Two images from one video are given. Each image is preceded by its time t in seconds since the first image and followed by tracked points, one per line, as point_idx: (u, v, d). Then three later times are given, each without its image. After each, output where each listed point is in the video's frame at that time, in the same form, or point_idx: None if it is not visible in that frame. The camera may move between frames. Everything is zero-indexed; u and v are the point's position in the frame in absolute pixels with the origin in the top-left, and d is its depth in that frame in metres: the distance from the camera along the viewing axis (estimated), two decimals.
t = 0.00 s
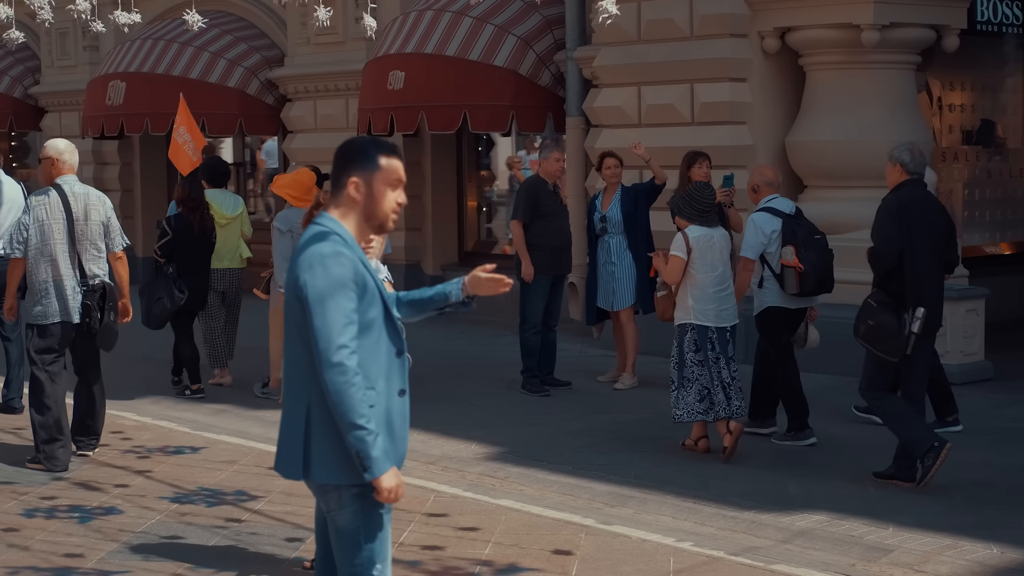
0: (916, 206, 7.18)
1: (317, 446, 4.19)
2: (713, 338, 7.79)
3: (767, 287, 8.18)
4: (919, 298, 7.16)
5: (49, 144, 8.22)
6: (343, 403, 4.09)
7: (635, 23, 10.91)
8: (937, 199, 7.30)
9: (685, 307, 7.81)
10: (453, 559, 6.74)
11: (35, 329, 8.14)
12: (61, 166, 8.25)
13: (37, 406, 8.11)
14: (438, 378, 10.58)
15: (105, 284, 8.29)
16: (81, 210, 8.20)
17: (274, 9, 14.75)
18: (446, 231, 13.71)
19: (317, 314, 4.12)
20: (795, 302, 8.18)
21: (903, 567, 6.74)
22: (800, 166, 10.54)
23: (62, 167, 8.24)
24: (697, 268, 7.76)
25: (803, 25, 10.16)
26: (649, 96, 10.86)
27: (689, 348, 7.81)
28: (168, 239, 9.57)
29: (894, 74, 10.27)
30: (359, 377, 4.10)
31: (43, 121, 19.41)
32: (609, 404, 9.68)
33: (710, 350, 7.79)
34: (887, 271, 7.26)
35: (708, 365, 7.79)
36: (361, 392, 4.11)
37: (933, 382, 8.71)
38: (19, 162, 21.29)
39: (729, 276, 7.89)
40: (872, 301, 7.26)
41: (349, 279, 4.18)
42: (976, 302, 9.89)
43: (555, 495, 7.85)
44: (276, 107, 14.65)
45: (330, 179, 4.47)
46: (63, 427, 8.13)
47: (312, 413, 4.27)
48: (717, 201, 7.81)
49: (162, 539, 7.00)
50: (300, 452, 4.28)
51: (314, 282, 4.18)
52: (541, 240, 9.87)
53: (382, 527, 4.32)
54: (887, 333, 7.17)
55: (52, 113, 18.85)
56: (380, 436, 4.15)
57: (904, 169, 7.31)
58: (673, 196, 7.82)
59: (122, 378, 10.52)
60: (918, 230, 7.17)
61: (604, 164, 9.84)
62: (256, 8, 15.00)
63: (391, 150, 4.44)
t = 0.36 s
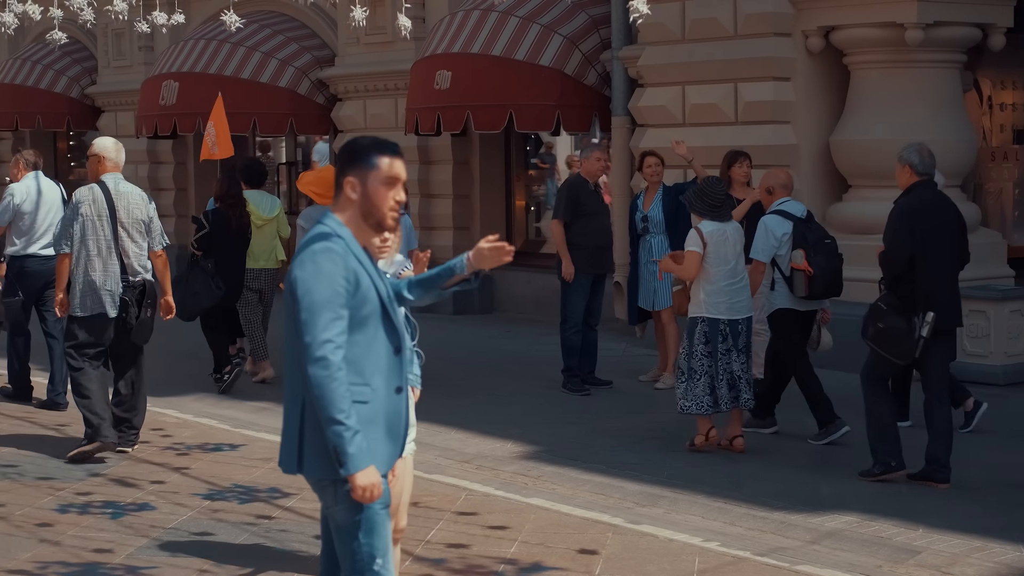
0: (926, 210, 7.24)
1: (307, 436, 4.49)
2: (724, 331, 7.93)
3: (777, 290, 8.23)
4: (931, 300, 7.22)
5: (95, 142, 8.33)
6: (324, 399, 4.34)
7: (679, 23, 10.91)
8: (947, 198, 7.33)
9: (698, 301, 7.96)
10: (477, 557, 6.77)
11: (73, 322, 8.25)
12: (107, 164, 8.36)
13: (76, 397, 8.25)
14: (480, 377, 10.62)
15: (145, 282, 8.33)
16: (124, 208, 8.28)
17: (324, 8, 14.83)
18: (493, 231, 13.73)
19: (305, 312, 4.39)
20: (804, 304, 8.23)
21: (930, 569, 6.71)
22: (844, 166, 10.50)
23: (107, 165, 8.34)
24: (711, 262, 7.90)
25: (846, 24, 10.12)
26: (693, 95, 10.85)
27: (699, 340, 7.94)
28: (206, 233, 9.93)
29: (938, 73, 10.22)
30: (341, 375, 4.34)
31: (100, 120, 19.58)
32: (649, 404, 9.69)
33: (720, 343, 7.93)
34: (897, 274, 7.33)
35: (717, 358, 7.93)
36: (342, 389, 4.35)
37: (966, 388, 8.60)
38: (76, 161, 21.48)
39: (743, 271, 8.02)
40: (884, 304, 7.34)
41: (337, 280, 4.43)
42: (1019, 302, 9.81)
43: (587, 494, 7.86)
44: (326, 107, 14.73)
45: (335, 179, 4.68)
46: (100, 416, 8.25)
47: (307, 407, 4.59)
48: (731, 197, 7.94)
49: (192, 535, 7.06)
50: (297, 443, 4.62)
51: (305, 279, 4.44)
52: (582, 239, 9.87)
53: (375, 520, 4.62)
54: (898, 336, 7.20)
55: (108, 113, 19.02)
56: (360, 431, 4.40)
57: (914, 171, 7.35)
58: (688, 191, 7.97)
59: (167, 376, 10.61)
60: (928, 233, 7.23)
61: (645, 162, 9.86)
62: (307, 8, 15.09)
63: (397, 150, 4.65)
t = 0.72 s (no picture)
0: (935, 212, 7.46)
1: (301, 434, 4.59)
2: (731, 332, 8.08)
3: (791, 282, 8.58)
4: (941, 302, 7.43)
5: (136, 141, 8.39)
6: (315, 396, 4.45)
7: (724, 22, 10.87)
8: (955, 199, 7.57)
9: (708, 302, 8.13)
10: (502, 556, 6.77)
11: (114, 314, 8.33)
12: (148, 161, 8.42)
13: (115, 389, 8.42)
14: (522, 374, 10.62)
15: (185, 275, 8.40)
16: (164, 203, 8.34)
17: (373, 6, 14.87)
18: (542, 230, 13.72)
19: (301, 310, 4.51)
20: (816, 298, 8.60)
21: (957, 571, 6.66)
22: (889, 165, 10.44)
23: (148, 163, 8.41)
24: (721, 265, 8.05)
25: (891, 23, 10.06)
26: (738, 95, 10.82)
27: (705, 341, 8.13)
28: (244, 229, 10.35)
29: (984, 71, 10.14)
30: (332, 372, 4.45)
31: (154, 120, 19.71)
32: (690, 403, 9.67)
33: (726, 344, 8.09)
34: (907, 278, 7.55)
35: (723, 359, 8.08)
36: (332, 387, 4.45)
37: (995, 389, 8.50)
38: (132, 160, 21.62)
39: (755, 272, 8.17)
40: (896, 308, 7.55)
41: (331, 277, 4.53)
42: None
43: (619, 494, 7.85)
44: (377, 106, 14.75)
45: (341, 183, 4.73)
46: (138, 407, 8.42)
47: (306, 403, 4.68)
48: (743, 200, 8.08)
49: (222, 532, 7.09)
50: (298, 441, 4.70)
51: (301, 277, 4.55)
52: (623, 239, 9.86)
53: (374, 517, 4.68)
54: (911, 338, 7.42)
55: (163, 113, 19.14)
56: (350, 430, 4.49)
57: (923, 172, 7.59)
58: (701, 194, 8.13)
59: (211, 374, 10.68)
60: (936, 232, 7.47)
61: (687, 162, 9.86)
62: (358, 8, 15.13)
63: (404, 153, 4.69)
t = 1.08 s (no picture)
0: (946, 206, 7.56)
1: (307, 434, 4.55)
2: (739, 330, 8.30)
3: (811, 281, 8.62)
4: (957, 294, 7.53)
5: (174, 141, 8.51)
6: (320, 395, 4.41)
7: (774, 19, 10.78)
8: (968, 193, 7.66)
9: (717, 301, 8.35)
10: (530, 557, 6.74)
11: (159, 311, 8.49)
12: (184, 161, 8.55)
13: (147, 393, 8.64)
14: (567, 372, 10.59)
15: (224, 271, 8.49)
16: (199, 201, 8.46)
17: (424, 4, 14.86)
18: (593, 228, 13.68)
19: (307, 309, 4.47)
20: (836, 296, 8.60)
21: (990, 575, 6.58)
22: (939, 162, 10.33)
23: (185, 162, 8.53)
24: (730, 264, 8.29)
25: (941, 20, 9.95)
26: (787, 93, 10.73)
27: (715, 338, 8.34)
28: (279, 228, 10.51)
29: None
30: (337, 371, 4.40)
31: (210, 119, 19.80)
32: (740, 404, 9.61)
33: (735, 342, 8.30)
34: (920, 272, 7.68)
35: (732, 356, 8.29)
36: (338, 386, 4.41)
37: None
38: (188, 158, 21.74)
39: (764, 271, 8.38)
40: (913, 302, 7.69)
41: (336, 276, 4.50)
42: None
43: (655, 495, 7.81)
44: (429, 105, 14.85)
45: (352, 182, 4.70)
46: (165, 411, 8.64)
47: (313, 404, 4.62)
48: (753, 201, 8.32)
49: (253, 530, 7.09)
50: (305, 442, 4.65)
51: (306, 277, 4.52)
52: (667, 238, 9.83)
53: (382, 516, 4.63)
54: (929, 333, 7.57)
55: (218, 111, 19.22)
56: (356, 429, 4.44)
57: (934, 167, 7.71)
58: (710, 194, 8.35)
59: (257, 372, 10.72)
60: (950, 226, 7.55)
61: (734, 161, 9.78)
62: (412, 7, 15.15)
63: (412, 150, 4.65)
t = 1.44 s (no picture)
0: (964, 203, 7.74)
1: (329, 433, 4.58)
2: (763, 323, 8.32)
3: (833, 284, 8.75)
4: (974, 291, 7.69)
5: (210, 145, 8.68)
6: (342, 396, 4.45)
7: (826, 19, 10.77)
8: (986, 191, 7.83)
9: (739, 296, 8.36)
10: (563, 555, 6.78)
11: (203, 312, 8.65)
12: (221, 164, 8.71)
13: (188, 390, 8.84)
14: (617, 372, 10.61)
15: (264, 271, 8.62)
16: (236, 202, 8.58)
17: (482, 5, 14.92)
18: (650, 228, 13.71)
19: (327, 309, 4.50)
20: (855, 299, 8.74)
21: None
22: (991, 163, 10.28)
23: (221, 164, 8.67)
24: (749, 259, 8.28)
25: (993, 20, 9.92)
26: (838, 92, 10.72)
27: (738, 334, 8.35)
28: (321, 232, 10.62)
29: None
30: (358, 371, 4.44)
31: (274, 119, 19.96)
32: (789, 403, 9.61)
33: (758, 336, 8.33)
34: (937, 268, 7.88)
35: (755, 350, 8.33)
36: (359, 386, 4.45)
37: None
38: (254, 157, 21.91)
39: (784, 264, 8.38)
40: (931, 298, 7.90)
41: (355, 276, 4.53)
42: None
43: (694, 494, 7.83)
44: (488, 105, 14.93)
45: (363, 184, 4.73)
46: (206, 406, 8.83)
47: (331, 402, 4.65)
48: (772, 196, 8.30)
49: (291, 525, 7.17)
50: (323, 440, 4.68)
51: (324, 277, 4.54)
52: (715, 238, 9.85)
53: (400, 513, 4.68)
54: (947, 328, 7.77)
55: (282, 111, 19.37)
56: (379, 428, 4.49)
57: (952, 167, 7.93)
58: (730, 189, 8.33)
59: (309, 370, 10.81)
60: (969, 224, 7.71)
61: (784, 160, 9.78)
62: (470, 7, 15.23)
63: (421, 153, 4.68)
